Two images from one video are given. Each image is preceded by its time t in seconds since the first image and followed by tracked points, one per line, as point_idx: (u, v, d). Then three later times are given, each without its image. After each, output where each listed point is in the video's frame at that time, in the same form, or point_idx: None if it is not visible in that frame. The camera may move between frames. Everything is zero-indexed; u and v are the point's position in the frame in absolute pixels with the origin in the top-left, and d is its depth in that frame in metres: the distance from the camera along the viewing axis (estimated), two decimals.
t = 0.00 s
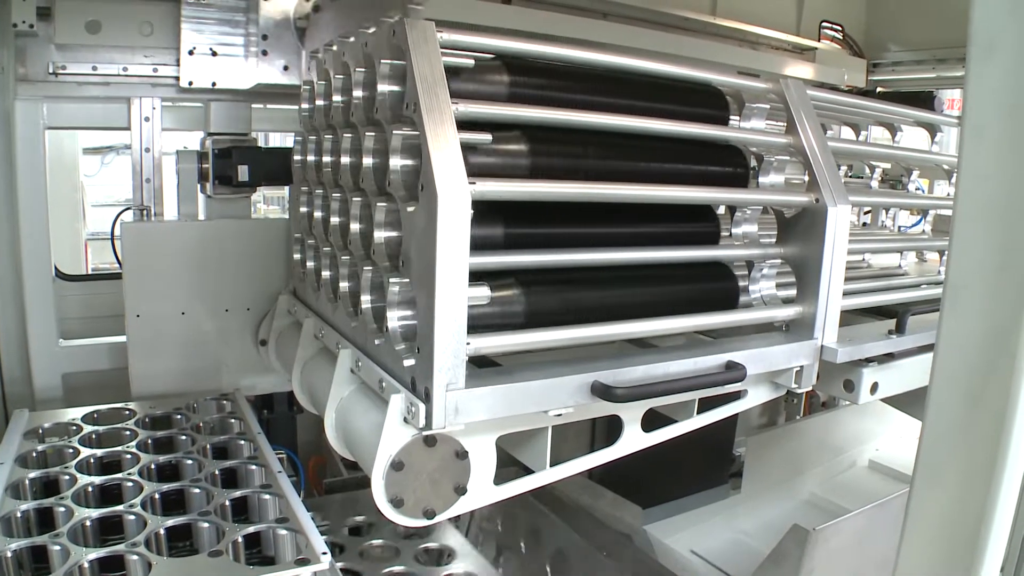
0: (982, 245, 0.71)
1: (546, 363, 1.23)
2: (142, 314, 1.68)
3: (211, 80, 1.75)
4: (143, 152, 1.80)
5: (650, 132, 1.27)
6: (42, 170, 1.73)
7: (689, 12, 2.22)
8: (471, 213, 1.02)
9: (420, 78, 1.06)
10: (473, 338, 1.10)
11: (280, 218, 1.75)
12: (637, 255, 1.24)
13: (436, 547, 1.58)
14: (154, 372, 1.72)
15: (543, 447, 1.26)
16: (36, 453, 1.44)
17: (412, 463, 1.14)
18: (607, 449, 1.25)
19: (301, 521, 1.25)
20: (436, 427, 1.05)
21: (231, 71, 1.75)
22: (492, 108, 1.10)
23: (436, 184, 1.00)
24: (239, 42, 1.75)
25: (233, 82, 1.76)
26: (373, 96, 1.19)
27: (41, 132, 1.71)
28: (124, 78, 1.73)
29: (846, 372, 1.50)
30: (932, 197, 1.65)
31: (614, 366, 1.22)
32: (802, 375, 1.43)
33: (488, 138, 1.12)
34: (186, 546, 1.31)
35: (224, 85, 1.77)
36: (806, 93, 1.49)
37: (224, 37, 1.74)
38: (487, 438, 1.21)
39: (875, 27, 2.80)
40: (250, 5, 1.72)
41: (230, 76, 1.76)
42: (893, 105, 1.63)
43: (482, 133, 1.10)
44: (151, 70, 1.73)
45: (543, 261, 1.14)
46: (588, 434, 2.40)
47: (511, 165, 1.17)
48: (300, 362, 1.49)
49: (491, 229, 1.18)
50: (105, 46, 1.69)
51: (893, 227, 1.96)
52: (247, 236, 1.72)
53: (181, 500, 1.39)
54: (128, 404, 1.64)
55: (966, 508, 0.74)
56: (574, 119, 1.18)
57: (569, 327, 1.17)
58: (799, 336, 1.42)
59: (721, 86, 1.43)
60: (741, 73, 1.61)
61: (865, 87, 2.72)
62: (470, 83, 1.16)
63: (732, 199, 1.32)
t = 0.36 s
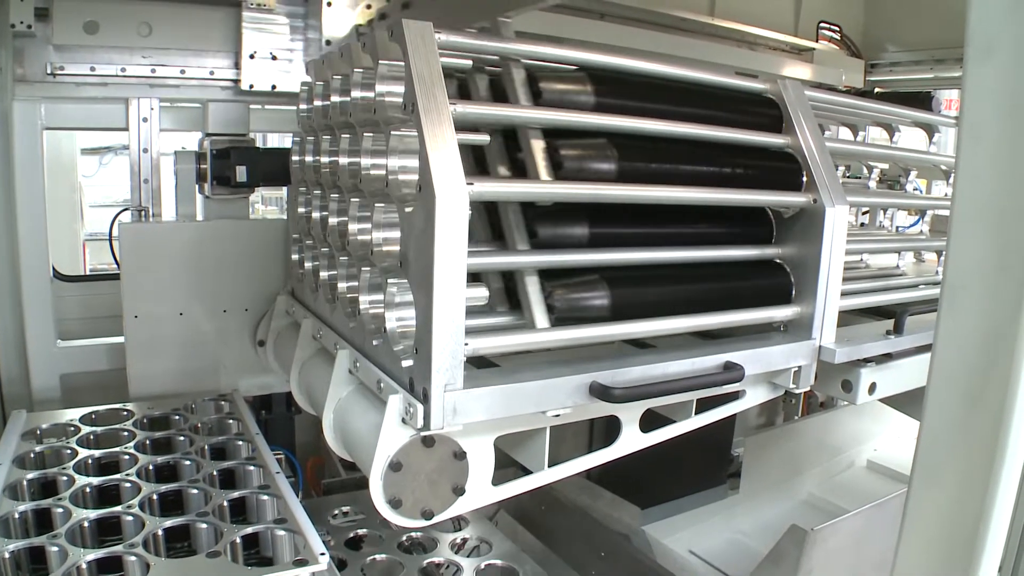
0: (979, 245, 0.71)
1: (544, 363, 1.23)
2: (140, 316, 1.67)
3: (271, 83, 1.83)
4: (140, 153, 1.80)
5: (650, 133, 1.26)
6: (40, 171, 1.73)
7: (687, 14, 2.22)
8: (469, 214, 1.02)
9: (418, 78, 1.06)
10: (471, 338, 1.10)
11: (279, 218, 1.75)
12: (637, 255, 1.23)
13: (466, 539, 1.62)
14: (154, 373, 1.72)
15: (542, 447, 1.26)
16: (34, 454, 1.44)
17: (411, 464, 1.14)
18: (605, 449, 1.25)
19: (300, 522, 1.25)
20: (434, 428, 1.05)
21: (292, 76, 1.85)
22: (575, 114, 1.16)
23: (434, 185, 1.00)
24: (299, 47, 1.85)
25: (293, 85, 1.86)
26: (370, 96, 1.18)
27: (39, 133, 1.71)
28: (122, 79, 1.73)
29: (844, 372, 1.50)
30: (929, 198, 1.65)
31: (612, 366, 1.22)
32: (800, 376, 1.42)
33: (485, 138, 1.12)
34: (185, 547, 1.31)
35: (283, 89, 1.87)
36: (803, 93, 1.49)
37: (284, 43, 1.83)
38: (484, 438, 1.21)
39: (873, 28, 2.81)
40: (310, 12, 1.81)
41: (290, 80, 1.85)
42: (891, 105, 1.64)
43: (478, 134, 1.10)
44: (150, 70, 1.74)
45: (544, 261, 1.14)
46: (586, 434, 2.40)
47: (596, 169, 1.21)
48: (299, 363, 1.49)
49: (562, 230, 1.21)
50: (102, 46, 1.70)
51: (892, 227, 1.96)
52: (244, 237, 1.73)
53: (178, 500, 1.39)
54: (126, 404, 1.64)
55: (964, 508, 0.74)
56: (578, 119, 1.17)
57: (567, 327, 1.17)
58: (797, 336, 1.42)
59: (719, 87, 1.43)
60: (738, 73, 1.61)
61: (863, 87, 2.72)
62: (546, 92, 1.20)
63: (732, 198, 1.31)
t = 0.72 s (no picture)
0: (978, 245, 0.71)
1: (541, 365, 1.23)
2: (137, 316, 1.67)
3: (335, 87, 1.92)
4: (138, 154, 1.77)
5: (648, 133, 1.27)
6: (41, 171, 1.72)
7: (684, 15, 2.23)
8: (466, 215, 1.03)
9: (415, 80, 1.06)
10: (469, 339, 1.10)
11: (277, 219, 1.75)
12: (633, 256, 1.23)
13: (464, 540, 1.62)
14: (151, 374, 1.72)
15: (539, 449, 1.26)
16: (32, 455, 1.44)
17: (409, 465, 1.14)
18: (603, 450, 1.25)
19: (297, 524, 1.25)
20: (431, 429, 1.05)
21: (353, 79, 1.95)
22: (651, 124, 1.24)
23: (432, 185, 1.00)
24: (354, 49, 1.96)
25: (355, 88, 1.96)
26: (367, 97, 1.19)
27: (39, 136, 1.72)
28: (119, 79, 1.74)
29: (842, 374, 1.50)
30: (927, 199, 1.65)
31: (610, 367, 1.22)
32: (798, 377, 1.42)
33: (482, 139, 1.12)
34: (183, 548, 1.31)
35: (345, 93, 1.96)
36: (801, 94, 1.50)
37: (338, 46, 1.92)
38: (482, 440, 1.21)
39: (870, 30, 2.82)
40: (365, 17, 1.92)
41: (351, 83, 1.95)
42: (888, 106, 1.64)
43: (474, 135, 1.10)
44: (148, 71, 1.76)
45: (540, 264, 1.14)
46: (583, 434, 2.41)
47: (668, 174, 1.29)
48: (297, 364, 1.49)
49: (637, 230, 1.30)
50: (101, 47, 1.71)
51: (890, 228, 1.96)
52: (242, 238, 1.72)
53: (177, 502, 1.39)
54: (124, 406, 1.64)
55: (963, 510, 0.74)
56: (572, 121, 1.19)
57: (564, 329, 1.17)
58: (795, 336, 1.42)
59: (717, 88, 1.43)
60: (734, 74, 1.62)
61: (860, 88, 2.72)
62: (624, 103, 1.29)
63: (729, 200, 1.31)
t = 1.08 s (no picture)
0: (977, 245, 0.71)
1: (540, 366, 1.23)
2: (137, 317, 1.67)
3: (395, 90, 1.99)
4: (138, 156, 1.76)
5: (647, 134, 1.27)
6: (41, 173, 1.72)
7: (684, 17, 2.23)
8: (466, 216, 1.03)
9: (415, 81, 1.06)
10: (468, 341, 1.10)
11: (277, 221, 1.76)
12: (632, 258, 1.23)
13: (463, 541, 1.62)
14: (151, 375, 1.72)
15: (539, 451, 1.26)
16: (32, 457, 1.44)
17: (409, 466, 1.14)
18: (603, 451, 1.25)
19: (297, 526, 1.25)
20: (431, 431, 1.05)
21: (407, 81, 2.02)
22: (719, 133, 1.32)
23: (433, 185, 1.00)
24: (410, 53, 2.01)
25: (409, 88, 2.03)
26: (367, 98, 1.19)
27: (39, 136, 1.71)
28: (119, 80, 1.75)
29: (842, 375, 1.50)
30: (926, 200, 1.65)
31: (610, 369, 1.22)
32: (798, 378, 1.42)
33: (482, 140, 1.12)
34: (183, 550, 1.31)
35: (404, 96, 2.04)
36: (800, 95, 1.50)
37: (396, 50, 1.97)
38: (482, 442, 1.21)
39: (869, 31, 2.82)
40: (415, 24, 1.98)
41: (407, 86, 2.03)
42: (886, 108, 1.64)
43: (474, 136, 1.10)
44: (148, 72, 1.76)
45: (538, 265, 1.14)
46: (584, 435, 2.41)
47: (736, 180, 1.37)
48: (297, 366, 1.49)
49: (704, 231, 1.39)
50: (101, 48, 1.71)
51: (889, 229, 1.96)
52: (242, 239, 1.72)
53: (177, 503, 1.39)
54: (124, 407, 1.64)
55: (963, 511, 0.74)
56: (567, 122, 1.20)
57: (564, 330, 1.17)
58: (794, 337, 1.42)
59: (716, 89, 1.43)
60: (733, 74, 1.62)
61: (860, 89, 2.72)
62: (694, 113, 1.38)
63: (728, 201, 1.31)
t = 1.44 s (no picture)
0: (978, 245, 0.71)
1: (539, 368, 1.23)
2: (137, 319, 1.68)
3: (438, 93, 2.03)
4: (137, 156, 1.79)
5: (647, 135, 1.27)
6: (39, 174, 1.73)
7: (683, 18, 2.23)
8: (466, 218, 1.02)
9: (414, 83, 1.06)
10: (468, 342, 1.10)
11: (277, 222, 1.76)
12: (631, 260, 1.23)
13: (464, 543, 1.62)
14: (150, 376, 1.72)
15: (539, 452, 1.26)
16: (32, 458, 1.44)
17: (409, 467, 1.14)
18: (604, 452, 1.25)
19: (297, 527, 1.25)
20: (431, 432, 1.04)
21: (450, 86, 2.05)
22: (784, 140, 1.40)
23: (433, 186, 1.00)
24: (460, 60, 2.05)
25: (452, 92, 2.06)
26: (367, 100, 1.18)
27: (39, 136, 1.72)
28: (119, 81, 1.74)
29: (843, 376, 1.50)
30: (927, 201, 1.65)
31: (610, 370, 1.22)
32: (798, 379, 1.42)
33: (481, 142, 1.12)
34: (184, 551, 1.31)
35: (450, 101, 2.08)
36: (800, 96, 1.50)
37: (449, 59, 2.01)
38: (483, 443, 1.21)
39: (870, 32, 2.82)
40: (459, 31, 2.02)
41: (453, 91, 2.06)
42: (887, 109, 1.64)
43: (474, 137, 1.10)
44: (148, 73, 1.76)
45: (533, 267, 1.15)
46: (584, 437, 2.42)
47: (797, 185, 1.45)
48: (297, 367, 1.49)
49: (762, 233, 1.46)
50: (101, 50, 1.71)
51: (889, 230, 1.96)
52: (242, 241, 1.73)
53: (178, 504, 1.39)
54: (125, 408, 1.64)
55: (964, 512, 0.74)
56: (564, 122, 1.20)
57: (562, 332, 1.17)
58: (795, 338, 1.42)
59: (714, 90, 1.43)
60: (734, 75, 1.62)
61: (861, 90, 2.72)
62: (753, 121, 1.45)
63: (727, 203, 1.32)
